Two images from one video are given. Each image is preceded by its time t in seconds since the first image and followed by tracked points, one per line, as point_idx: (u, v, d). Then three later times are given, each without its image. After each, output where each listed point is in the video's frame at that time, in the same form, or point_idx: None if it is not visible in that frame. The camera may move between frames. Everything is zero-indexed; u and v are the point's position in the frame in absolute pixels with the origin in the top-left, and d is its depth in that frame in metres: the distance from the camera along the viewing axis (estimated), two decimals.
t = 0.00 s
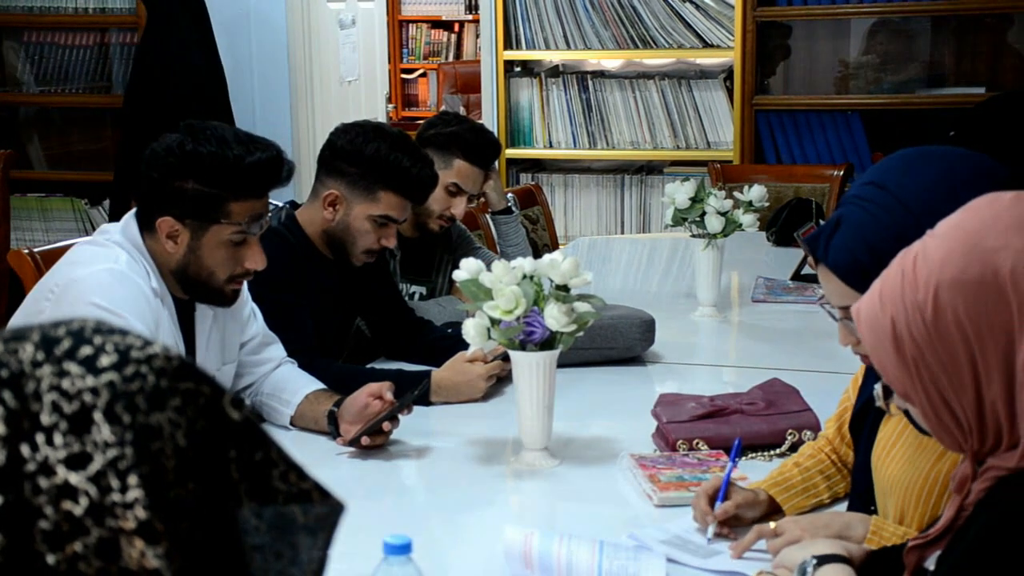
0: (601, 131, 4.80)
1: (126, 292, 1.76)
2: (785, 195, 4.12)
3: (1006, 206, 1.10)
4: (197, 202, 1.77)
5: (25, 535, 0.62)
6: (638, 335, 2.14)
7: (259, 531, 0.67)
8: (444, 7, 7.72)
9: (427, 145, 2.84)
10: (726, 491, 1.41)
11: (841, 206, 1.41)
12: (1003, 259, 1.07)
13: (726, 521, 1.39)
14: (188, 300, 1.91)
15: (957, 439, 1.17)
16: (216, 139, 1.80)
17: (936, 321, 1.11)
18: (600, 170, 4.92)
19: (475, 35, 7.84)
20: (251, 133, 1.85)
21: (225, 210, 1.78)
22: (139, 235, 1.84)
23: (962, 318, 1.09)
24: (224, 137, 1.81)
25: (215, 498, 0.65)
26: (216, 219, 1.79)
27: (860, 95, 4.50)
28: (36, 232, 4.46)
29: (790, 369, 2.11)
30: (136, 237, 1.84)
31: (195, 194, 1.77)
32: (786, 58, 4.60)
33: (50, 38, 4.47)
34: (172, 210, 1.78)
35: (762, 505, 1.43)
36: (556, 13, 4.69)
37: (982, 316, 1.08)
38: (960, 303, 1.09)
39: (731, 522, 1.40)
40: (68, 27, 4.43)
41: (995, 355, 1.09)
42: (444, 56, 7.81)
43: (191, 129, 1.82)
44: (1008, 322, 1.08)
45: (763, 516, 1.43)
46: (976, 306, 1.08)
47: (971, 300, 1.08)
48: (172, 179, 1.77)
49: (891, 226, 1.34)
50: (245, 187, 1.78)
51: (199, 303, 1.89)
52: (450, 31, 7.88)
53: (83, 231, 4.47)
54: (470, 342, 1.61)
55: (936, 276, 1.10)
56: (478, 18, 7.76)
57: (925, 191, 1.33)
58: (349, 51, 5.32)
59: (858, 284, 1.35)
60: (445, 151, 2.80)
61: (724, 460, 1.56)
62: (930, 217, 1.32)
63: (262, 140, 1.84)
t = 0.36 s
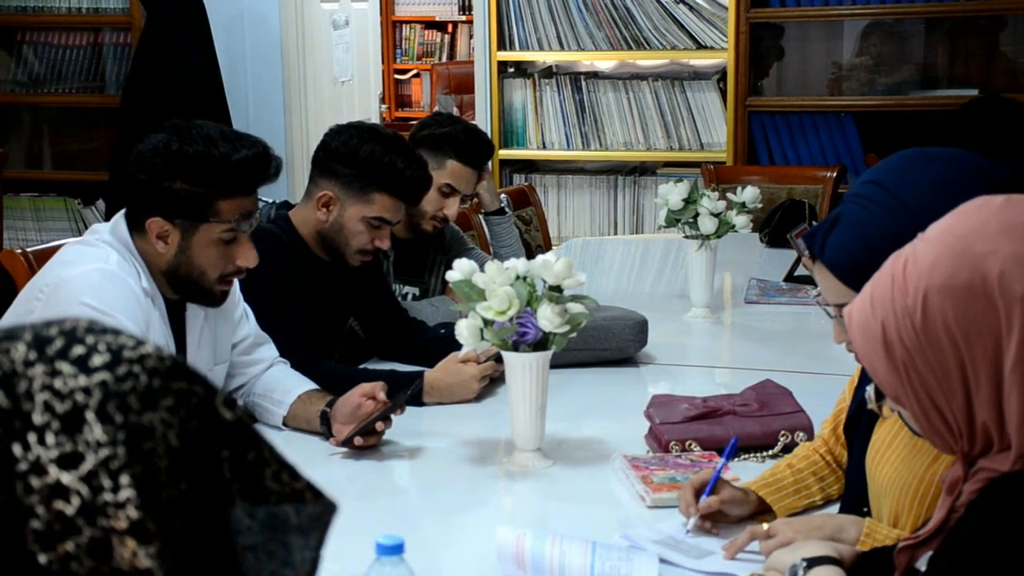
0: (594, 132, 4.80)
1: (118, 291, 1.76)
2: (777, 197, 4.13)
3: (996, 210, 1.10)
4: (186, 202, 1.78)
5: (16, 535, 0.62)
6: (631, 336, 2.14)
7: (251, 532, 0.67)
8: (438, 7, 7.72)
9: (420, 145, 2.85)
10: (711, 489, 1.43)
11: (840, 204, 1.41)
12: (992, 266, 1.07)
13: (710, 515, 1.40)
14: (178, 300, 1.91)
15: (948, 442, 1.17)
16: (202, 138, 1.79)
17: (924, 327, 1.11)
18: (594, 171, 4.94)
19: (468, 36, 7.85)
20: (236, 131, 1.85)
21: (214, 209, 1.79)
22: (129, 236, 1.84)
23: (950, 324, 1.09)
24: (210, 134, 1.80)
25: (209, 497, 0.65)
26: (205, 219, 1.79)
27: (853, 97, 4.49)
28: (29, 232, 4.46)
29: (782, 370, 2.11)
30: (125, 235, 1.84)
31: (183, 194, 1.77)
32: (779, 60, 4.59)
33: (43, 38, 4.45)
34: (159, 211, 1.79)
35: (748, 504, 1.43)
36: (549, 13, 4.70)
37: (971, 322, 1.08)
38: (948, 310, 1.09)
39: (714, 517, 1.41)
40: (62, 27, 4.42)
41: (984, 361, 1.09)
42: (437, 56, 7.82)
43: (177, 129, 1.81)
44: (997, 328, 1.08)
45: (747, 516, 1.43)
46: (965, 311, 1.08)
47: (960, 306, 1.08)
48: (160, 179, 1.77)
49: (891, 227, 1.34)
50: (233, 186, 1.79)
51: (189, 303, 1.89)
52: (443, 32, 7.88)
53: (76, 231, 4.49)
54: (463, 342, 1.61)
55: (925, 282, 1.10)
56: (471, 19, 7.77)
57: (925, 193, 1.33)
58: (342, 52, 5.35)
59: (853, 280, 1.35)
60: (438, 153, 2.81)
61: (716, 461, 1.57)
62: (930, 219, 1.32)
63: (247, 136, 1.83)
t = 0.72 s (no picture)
0: (590, 132, 4.80)
1: (116, 290, 1.77)
2: (773, 198, 4.14)
3: (991, 211, 1.11)
4: (182, 202, 1.78)
5: (12, 536, 0.63)
6: (626, 336, 2.15)
7: (245, 531, 0.67)
8: (434, 7, 7.73)
9: (416, 146, 2.85)
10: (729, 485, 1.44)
11: (835, 204, 1.41)
12: (988, 267, 1.07)
13: (724, 513, 1.41)
14: (177, 300, 1.91)
15: (944, 443, 1.18)
16: (195, 137, 1.78)
17: (921, 330, 1.11)
18: (590, 172, 4.94)
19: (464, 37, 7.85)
20: (230, 128, 1.84)
21: (210, 208, 1.79)
22: (126, 235, 1.84)
23: (946, 326, 1.09)
24: (203, 134, 1.79)
25: (204, 496, 0.66)
26: (200, 219, 1.79)
27: (848, 98, 4.49)
28: (26, 232, 4.51)
29: (776, 371, 2.12)
30: (122, 234, 1.84)
31: (178, 194, 1.77)
32: (775, 60, 4.60)
33: (42, 39, 4.46)
34: (154, 212, 1.79)
35: (755, 504, 1.43)
36: (546, 14, 4.70)
37: (967, 324, 1.09)
38: (945, 312, 1.09)
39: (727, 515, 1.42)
40: (61, 27, 4.42)
41: (980, 362, 1.10)
42: (434, 56, 7.82)
43: (170, 127, 1.81)
44: (993, 329, 1.08)
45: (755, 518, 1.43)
46: (961, 313, 1.08)
47: (956, 307, 1.09)
48: (155, 180, 1.77)
49: (883, 229, 1.34)
50: (227, 185, 1.78)
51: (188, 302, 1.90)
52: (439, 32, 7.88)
53: (73, 231, 4.50)
54: (459, 342, 1.62)
55: (922, 284, 1.11)
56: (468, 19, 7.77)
57: (918, 195, 1.33)
58: (338, 52, 5.37)
59: (846, 282, 1.36)
60: (434, 153, 2.81)
61: (712, 462, 1.57)
62: (922, 221, 1.32)
63: (241, 134, 1.83)
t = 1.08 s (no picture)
0: (587, 137, 4.82)
1: (120, 289, 1.79)
2: (766, 200, 4.19)
3: (977, 217, 1.14)
4: (182, 199, 1.81)
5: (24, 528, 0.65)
6: (622, 336, 2.17)
7: (251, 525, 0.71)
8: (435, 14, 7.77)
9: (416, 149, 2.88)
10: (717, 487, 1.46)
11: (820, 211, 1.45)
12: (976, 271, 1.11)
13: (716, 516, 1.43)
14: (179, 297, 1.95)
15: (932, 443, 1.21)
16: (196, 138, 1.82)
17: (911, 333, 1.15)
18: (588, 174, 4.96)
19: (465, 43, 7.90)
20: (231, 130, 1.88)
21: (210, 207, 1.82)
22: (130, 235, 1.87)
23: (935, 328, 1.13)
24: (204, 134, 1.84)
25: (210, 492, 0.69)
26: (200, 216, 1.82)
27: (837, 103, 4.53)
28: (37, 233, 4.62)
29: (768, 369, 2.15)
30: (127, 233, 1.87)
31: (180, 192, 1.80)
32: (766, 67, 4.64)
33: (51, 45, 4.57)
34: (155, 209, 1.82)
35: (749, 500, 1.46)
36: (544, 23, 4.73)
37: (954, 325, 1.12)
38: (933, 314, 1.13)
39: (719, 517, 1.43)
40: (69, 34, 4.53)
41: (967, 363, 1.13)
42: (434, 63, 7.86)
43: (173, 127, 1.85)
44: (979, 331, 1.11)
45: (750, 512, 1.46)
46: (948, 315, 1.12)
47: (943, 309, 1.12)
48: (156, 178, 1.81)
49: (864, 233, 1.37)
50: (226, 183, 1.82)
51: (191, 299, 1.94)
52: (440, 39, 7.92)
53: (82, 232, 4.62)
54: (459, 342, 1.64)
55: (911, 288, 1.14)
56: (468, 26, 7.82)
57: (896, 199, 1.36)
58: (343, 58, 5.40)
59: (831, 287, 1.39)
60: (435, 157, 2.84)
61: (705, 458, 1.60)
62: (901, 224, 1.35)
63: (240, 135, 1.86)
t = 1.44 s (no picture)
0: (585, 142, 4.87)
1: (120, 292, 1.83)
2: (756, 203, 4.21)
3: (960, 220, 1.19)
4: (191, 190, 1.87)
5: (50, 511, 0.68)
6: (618, 334, 2.22)
7: (267, 517, 0.76)
8: (439, 23, 7.82)
9: (420, 154, 2.91)
10: (709, 480, 1.49)
11: (808, 213, 1.50)
12: (959, 270, 1.16)
13: (707, 507, 1.47)
14: (189, 292, 2.00)
15: (917, 438, 1.25)
16: (212, 136, 1.90)
17: (897, 332, 1.19)
18: (587, 178, 4.99)
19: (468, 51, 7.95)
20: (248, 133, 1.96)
21: (213, 197, 1.88)
22: (143, 243, 1.92)
23: (920, 327, 1.17)
24: (220, 134, 1.91)
25: (227, 485, 0.74)
26: (209, 205, 1.88)
27: (826, 109, 4.57)
28: (56, 233, 4.70)
29: (760, 365, 2.19)
30: (143, 231, 1.93)
31: (191, 183, 1.87)
32: (757, 73, 4.72)
33: (68, 53, 4.74)
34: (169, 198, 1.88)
35: (739, 492, 1.50)
36: (543, 33, 4.78)
37: (939, 324, 1.16)
38: (918, 314, 1.17)
39: (709, 508, 1.48)
40: (85, 43, 4.69)
41: (951, 360, 1.17)
42: (438, 71, 7.91)
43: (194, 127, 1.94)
44: (964, 328, 1.16)
45: (743, 502, 1.51)
46: (933, 314, 1.16)
47: (929, 309, 1.16)
48: (170, 169, 1.88)
49: (853, 233, 1.42)
50: (235, 177, 1.88)
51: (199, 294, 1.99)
52: (443, 47, 7.98)
53: (101, 234, 4.67)
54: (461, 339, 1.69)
55: (897, 288, 1.18)
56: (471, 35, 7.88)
57: (883, 202, 1.41)
58: (350, 65, 5.48)
59: (820, 285, 1.43)
60: (437, 161, 2.88)
61: (699, 451, 1.64)
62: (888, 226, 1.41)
63: (251, 135, 1.94)
